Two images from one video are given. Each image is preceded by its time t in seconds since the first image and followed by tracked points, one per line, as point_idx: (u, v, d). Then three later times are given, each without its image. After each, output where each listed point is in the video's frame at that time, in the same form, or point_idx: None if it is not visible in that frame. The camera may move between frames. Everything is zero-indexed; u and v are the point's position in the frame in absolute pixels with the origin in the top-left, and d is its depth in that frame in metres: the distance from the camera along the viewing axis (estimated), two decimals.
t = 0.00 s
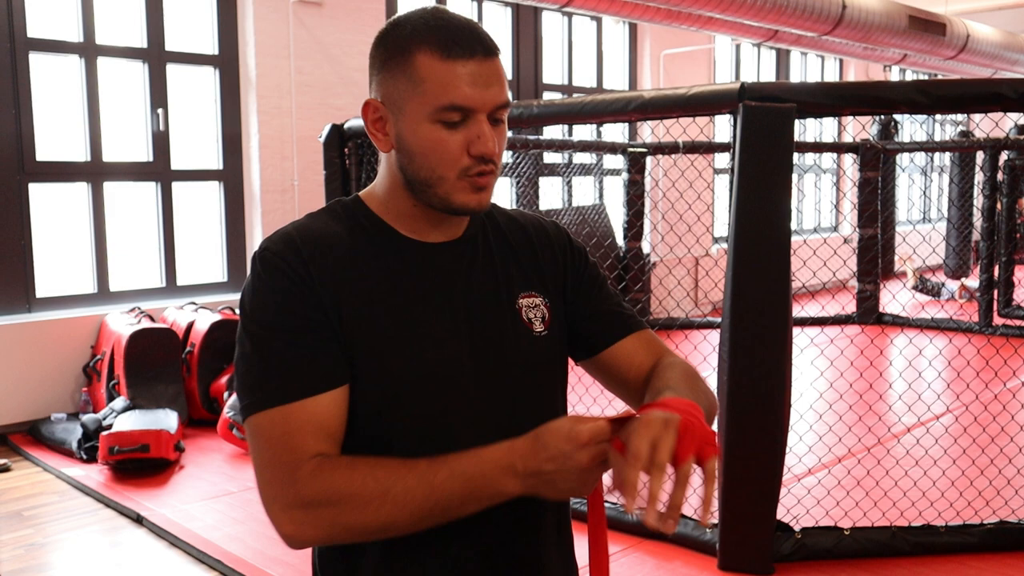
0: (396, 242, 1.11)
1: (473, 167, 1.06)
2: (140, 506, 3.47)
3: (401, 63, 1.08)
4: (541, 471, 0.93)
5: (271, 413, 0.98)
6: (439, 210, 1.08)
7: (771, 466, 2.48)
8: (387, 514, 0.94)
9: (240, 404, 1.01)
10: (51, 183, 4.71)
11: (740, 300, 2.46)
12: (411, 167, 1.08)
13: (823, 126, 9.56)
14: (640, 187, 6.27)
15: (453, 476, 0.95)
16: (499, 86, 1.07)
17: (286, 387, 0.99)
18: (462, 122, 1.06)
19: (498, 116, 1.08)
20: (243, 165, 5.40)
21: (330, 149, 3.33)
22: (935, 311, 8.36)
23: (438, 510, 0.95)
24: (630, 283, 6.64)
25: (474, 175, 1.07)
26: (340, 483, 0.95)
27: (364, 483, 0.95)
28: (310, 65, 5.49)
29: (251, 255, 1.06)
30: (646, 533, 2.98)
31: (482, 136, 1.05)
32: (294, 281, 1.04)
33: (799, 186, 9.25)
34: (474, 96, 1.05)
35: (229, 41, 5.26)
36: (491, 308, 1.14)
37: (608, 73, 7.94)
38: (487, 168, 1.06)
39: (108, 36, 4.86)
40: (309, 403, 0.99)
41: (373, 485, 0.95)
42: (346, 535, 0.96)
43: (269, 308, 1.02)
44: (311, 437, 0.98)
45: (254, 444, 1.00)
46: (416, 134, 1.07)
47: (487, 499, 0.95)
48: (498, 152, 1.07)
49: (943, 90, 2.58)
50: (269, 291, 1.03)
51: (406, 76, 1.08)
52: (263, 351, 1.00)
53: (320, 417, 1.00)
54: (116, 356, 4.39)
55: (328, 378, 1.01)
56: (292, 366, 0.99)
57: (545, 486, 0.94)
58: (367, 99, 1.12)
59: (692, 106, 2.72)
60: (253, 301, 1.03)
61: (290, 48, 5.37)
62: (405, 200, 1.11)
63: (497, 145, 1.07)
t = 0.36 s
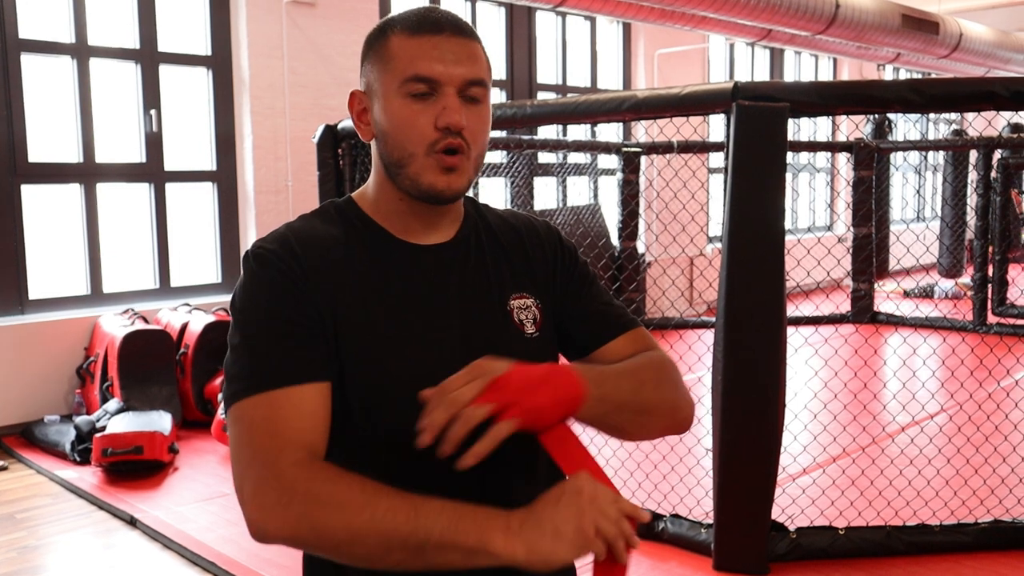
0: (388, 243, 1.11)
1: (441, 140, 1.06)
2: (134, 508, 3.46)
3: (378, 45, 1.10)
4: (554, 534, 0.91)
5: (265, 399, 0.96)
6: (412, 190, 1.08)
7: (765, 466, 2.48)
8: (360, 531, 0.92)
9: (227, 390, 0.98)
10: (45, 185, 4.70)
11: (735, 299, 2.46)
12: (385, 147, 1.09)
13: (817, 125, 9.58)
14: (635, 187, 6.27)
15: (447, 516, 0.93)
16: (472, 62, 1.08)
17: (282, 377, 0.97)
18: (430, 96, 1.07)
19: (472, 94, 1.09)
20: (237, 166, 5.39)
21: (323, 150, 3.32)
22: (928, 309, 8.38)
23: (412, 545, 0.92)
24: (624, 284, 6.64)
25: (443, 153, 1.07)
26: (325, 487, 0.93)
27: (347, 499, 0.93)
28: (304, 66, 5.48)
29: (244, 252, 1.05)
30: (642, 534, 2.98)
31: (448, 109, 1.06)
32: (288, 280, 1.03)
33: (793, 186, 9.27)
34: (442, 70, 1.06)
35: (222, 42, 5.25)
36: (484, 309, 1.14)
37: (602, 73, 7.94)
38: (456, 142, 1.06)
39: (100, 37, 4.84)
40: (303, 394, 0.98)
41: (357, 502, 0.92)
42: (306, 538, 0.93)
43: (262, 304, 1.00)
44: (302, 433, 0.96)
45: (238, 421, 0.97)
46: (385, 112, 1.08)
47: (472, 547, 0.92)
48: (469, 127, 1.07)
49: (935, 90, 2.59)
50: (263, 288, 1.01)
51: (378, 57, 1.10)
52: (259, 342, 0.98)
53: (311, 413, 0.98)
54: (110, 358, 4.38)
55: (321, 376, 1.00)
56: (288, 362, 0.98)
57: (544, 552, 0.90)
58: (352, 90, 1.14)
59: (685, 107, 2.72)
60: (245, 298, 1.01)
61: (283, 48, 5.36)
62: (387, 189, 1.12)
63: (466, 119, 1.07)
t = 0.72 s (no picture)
0: (384, 246, 1.11)
1: (450, 161, 1.05)
2: (132, 512, 3.45)
3: (395, 51, 1.08)
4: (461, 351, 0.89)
5: (224, 370, 0.95)
6: (415, 201, 1.07)
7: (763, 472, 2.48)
8: (293, 436, 0.88)
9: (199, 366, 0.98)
10: (44, 188, 4.70)
11: (735, 304, 2.45)
12: (392, 156, 1.08)
13: (817, 131, 9.59)
14: (634, 192, 6.27)
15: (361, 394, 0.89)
16: (490, 83, 1.07)
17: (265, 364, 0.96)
18: (446, 114, 1.05)
19: (486, 116, 1.08)
20: (237, 170, 5.39)
21: (323, 154, 3.32)
22: (927, 316, 8.38)
23: (345, 420, 0.88)
24: (623, 289, 6.65)
25: (450, 172, 1.06)
26: (243, 425, 0.89)
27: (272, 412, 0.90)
28: (304, 70, 5.48)
29: (238, 251, 1.05)
30: (641, 541, 2.98)
31: (463, 129, 1.05)
32: (284, 281, 1.02)
33: (793, 192, 9.29)
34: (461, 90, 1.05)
35: (222, 46, 5.25)
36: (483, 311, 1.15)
37: (602, 78, 7.95)
38: (465, 164, 1.06)
39: (101, 42, 4.85)
40: (272, 375, 0.97)
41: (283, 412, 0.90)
42: (254, 470, 0.88)
43: (256, 299, 0.99)
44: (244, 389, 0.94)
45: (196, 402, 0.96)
46: (398, 122, 1.06)
47: (401, 404, 0.88)
48: (480, 150, 1.06)
49: (934, 96, 2.59)
50: (255, 285, 1.00)
51: (398, 63, 1.08)
52: (240, 333, 0.96)
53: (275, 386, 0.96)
54: (109, 362, 4.37)
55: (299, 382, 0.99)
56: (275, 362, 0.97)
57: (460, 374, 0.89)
58: (363, 89, 1.13)
59: (685, 112, 2.72)
60: (237, 293, 1.00)
61: (283, 53, 5.37)
62: (389, 196, 1.11)
63: (479, 142, 1.06)
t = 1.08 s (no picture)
0: (383, 248, 1.11)
1: (477, 177, 1.07)
2: (132, 511, 3.45)
3: (410, 67, 1.07)
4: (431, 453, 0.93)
5: (205, 421, 0.97)
6: (436, 218, 1.08)
7: (764, 474, 2.47)
8: (290, 514, 0.95)
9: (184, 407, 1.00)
10: (47, 187, 4.71)
11: (736, 305, 2.45)
12: (411, 172, 1.08)
13: (820, 133, 9.58)
14: (637, 193, 6.27)
15: (357, 473, 0.97)
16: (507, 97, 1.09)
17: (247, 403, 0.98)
18: (470, 131, 1.06)
19: (502, 127, 1.09)
20: (239, 169, 5.39)
21: (325, 154, 3.31)
22: (930, 319, 8.36)
23: (336, 505, 0.96)
24: (625, 290, 6.64)
25: (476, 186, 1.07)
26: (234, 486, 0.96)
27: (267, 485, 0.96)
28: (307, 69, 5.48)
29: (226, 268, 1.06)
30: (640, 542, 2.98)
31: (489, 146, 1.06)
32: (267, 295, 1.03)
33: (796, 194, 9.27)
34: (484, 105, 1.06)
35: (225, 46, 5.26)
36: (481, 309, 1.15)
37: (605, 79, 7.94)
38: (489, 178, 1.08)
39: (103, 41, 4.85)
40: (256, 424, 0.99)
41: (278, 487, 0.96)
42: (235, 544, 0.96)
43: (238, 322, 1.00)
44: (233, 442, 0.98)
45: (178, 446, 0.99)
46: (422, 140, 1.06)
47: (388, 494, 0.95)
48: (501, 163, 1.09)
49: (937, 99, 2.59)
50: (239, 305, 1.01)
51: (414, 79, 1.07)
52: (222, 367, 0.98)
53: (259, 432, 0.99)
54: (110, 360, 4.38)
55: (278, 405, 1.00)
56: (258, 383, 0.99)
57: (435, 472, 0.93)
58: (368, 100, 1.11)
59: (686, 113, 2.71)
60: (220, 315, 1.01)
61: (286, 52, 5.36)
62: (399, 208, 1.11)
63: (500, 156, 1.08)
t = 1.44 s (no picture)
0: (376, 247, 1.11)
1: (471, 175, 1.07)
2: (131, 511, 3.45)
3: (400, 65, 1.07)
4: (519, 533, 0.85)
5: (240, 439, 0.96)
6: (431, 217, 1.08)
7: (764, 474, 2.46)
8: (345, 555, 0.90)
9: (207, 427, 0.99)
10: (46, 185, 4.70)
11: (737, 305, 2.44)
12: (403, 172, 1.07)
13: (821, 132, 9.57)
14: (637, 192, 6.27)
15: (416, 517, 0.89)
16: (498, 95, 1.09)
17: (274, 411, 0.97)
18: (461, 129, 1.06)
19: (493, 124, 1.09)
20: (239, 168, 5.38)
21: (325, 152, 3.31)
22: (930, 318, 8.35)
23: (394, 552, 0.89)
24: (625, 289, 6.64)
25: (469, 184, 1.08)
26: (297, 513, 0.92)
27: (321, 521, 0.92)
28: (307, 68, 5.47)
29: (222, 272, 1.04)
30: (640, 542, 2.97)
31: (480, 144, 1.06)
32: (268, 296, 1.01)
33: (796, 193, 9.26)
34: (474, 103, 1.06)
35: (225, 45, 5.25)
36: (477, 307, 1.14)
37: (606, 77, 7.94)
38: (482, 176, 1.07)
39: (103, 40, 4.85)
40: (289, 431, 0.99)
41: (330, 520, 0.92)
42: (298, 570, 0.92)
43: (244, 326, 0.99)
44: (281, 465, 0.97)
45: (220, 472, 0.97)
46: (413, 140, 1.06)
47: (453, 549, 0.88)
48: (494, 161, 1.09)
49: (938, 97, 2.58)
50: (243, 309, 1.00)
51: (402, 77, 1.07)
52: (235, 376, 0.97)
53: (294, 446, 0.99)
54: (110, 360, 4.37)
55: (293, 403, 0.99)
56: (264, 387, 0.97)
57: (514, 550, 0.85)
58: (357, 100, 1.10)
59: (687, 112, 2.71)
60: (223, 321, 1.00)
61: (286, 51, 5.35)
62: (391, 208, 1.11)
63: (492, 153, 1.08)
